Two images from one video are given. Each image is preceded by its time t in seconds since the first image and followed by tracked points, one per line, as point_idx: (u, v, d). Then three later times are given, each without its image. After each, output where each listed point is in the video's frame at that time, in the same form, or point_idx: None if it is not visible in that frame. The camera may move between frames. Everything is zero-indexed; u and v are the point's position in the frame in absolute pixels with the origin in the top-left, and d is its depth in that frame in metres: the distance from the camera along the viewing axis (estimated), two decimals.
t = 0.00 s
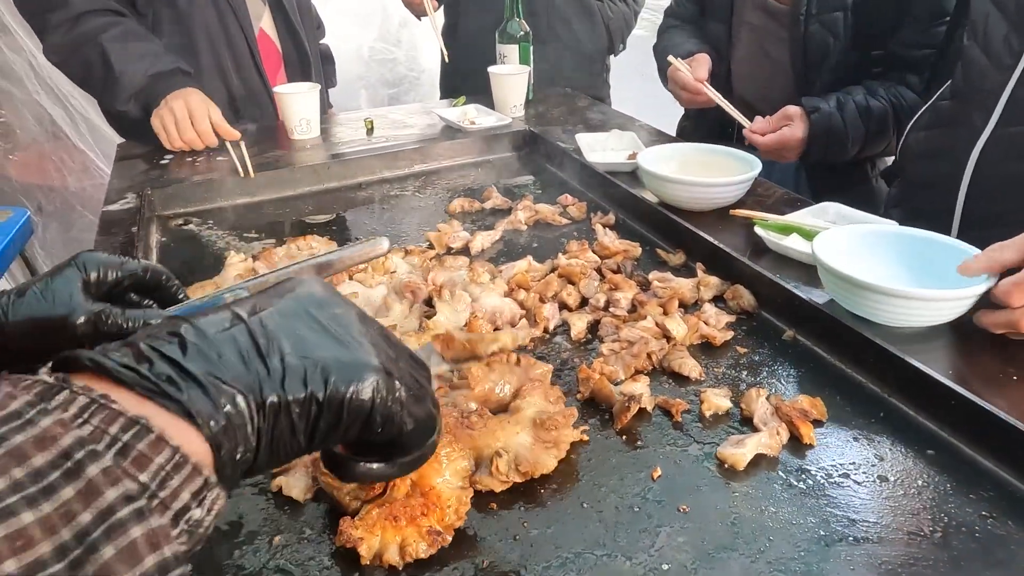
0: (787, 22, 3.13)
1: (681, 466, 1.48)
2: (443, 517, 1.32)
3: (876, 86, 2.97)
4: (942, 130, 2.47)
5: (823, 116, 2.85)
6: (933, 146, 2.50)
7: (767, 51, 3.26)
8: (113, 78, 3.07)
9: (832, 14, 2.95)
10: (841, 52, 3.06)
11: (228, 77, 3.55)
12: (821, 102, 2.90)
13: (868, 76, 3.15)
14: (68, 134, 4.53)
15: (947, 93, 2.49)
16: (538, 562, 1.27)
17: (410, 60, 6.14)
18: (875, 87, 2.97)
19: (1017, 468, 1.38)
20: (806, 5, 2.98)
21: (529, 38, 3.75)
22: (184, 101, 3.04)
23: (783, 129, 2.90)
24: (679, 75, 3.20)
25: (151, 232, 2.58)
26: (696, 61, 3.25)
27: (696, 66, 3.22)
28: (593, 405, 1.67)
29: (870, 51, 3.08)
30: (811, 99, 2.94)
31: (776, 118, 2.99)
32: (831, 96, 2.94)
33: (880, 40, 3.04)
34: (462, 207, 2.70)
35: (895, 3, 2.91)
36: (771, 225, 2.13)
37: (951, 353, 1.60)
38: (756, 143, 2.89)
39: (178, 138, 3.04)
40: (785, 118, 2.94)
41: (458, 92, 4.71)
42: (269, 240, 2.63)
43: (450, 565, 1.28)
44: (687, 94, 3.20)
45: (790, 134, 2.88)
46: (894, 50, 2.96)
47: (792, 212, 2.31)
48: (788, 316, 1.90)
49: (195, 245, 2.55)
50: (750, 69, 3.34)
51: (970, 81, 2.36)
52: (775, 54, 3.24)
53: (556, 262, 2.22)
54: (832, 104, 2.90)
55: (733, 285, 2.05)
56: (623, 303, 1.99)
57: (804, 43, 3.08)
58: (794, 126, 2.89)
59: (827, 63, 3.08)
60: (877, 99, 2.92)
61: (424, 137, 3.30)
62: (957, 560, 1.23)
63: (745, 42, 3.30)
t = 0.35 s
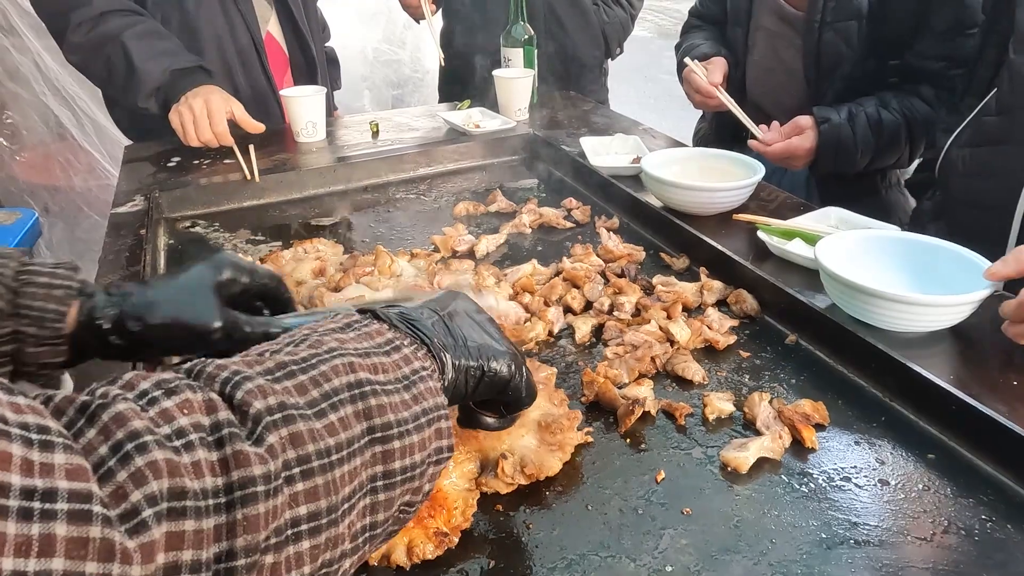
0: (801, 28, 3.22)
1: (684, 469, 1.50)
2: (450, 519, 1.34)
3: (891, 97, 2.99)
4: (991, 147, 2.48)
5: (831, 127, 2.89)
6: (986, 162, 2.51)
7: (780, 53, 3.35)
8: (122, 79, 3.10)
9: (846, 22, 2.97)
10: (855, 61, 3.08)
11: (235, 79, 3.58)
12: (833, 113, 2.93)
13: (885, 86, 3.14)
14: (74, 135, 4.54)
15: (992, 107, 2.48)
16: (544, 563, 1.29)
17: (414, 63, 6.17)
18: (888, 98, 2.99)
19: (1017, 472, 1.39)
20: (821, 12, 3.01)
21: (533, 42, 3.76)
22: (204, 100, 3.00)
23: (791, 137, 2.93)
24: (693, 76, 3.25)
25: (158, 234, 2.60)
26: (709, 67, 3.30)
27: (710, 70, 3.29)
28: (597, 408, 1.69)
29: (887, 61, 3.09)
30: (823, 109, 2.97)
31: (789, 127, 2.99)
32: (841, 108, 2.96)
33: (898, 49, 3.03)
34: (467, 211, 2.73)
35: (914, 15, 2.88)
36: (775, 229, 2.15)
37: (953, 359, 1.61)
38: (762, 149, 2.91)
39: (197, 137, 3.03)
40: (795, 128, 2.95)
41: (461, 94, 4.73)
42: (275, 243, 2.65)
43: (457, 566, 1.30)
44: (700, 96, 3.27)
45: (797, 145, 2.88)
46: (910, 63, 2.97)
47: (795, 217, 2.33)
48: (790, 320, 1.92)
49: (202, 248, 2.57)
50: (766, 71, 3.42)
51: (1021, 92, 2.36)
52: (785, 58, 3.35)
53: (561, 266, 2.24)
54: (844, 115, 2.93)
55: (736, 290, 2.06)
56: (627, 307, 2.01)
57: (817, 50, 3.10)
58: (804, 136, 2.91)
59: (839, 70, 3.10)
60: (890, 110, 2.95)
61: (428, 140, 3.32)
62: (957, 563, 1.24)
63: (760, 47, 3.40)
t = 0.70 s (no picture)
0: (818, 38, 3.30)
1: (700, 477, 1.51)
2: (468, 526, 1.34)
3: (908, 109, 3.01)
4: None
5: (843, 138, 2.95)
6: None
7: (797, 61, 3.42)
8: (139, 83, 3.12)
9: (863, 32, 3.05)
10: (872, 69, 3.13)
11: (247, 85, 3.60)
12: (847, 124, 2.99)
13: (903, 96, 3.17)
14: (83, 139, 4.59)
15: None
16: (562, 572, 1.29)
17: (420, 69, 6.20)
18: (906, 109, 3.02)
19: None
20: (838, 23, 3.10)
21: (542, 48, 3.78)
22: (223, 112, 3.06)
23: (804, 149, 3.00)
24: (710, 89, 3.36)
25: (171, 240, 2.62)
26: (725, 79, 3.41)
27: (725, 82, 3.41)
28: (612, 415, 1.70)
29: (907, 71, 3.12)
30: (837, 120, 3.02)
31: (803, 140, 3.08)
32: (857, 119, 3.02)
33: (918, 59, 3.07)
34: (478, 217, 2.74)
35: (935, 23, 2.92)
36: (786, 236, 2.15)
37: (971, 368, 1.62)
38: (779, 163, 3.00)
39: (212, 149, 3.08)
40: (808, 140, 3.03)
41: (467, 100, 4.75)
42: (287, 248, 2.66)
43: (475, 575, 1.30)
44: (716, 108, 3.37)
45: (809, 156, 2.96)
46: (930, 74, 2.99)
47: (806, 224, 2.34)
48: (803, 328, 1.92)
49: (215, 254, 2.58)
50: (782, 79, 3.50)
51: None
52: (802, 67, 3.41)
53: (572, 273, 2.25)
54: (857, 126, 2.98)
55: (748, 297, 2.07)
56: (640, 314, 2.02)
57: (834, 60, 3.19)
58: (816, 147, 2.97)
59: (856, 81, 3.18)
60: (907, 121, 2.98)
61: (439, 145, 3.34)
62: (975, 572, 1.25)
63: (778, 56, 3.48)
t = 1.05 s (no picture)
0: (828, 48, 3.34)
1: (708, 483, 1.53)
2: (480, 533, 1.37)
3: (917, 118, 3.05)
4: None
5: (857, 148, 2.97)
6: None
7: (807, 72, 3.46)
8: (151, 89, 3.15)
9: (872, 43, 3.10)
10: (882, 79, 3.18)
11: (257, 92, 3.64)
12: (859, 134, 3.01)
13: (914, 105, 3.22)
14: (91, 145, 4.59)
15: None
16: None
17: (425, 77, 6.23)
18: (915, 118, 3.06)
19: None
20: (848, 33, 3.16)
21: (549, 57, 3.81)
22: (240, 116, 3.11)
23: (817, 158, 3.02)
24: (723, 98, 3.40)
25: (182, 247, 2.65)
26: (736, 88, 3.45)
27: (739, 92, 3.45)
28: (619, 422, 1.72)
29: (916, 81, 3.18)
30: (848, 131, 3.06)
31: (816, 150, 3.10)
32: (868, 129, 3.05)
33: (927, 69, 3.12)
34: (485, 224, 2.77)
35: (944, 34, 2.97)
36: (791, 245, 2.16)
37: (977, 375, 1.64)
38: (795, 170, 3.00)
39: (223, 153, 3.07)
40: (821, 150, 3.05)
41: (471, 108, 4.79)
42: (297, 255, 2.69)
43: None
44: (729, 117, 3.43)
45: (824, 163, 2.98)
46: (939, 83, 3.03)
47: (811, 232, 2.36)
48: (808, 336, 1.94)
49: (225, 261, 2.61)
50: (793, 89, 3.53)
51: None
52: (812, 76, 3.45)
53: (580, 281, 2.27)
54: (870, 136, 3.00)
55: (754, 305, 2.09)
56: (647, 321, 2.04)
57: (844, 71, 3.24)
58: (829, 156, 3.00)
59: (864, 91, 3.23)
60: (918, 129, 3.01)
61: (447, 154, 3.36)
62: None
63: (788, 65, 3.52)
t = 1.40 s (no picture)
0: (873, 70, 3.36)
1: (754, 503, 1.58)
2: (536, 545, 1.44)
3: (965, 142, 3.06)
4: None
5: (910, 173, 3.01)
6: None
7: (851, 93, 3.49)
8: (213, 108, 3.29)
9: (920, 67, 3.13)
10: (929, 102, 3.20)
11: (310, 109, 3.77)
12: (911, 159, 3.05)
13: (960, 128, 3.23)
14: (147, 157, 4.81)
15: None
16: None
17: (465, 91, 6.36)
18: (961, 142, 3.07)
19: None
20: (894, 57, 3.21)
21: (593, 76, 3.89)
22: (292, 122, 3.21)
23: (869, 181, 3.06)
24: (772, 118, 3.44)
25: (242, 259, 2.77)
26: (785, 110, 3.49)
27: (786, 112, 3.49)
28: (666, 440, 1.78)
29: (962, 103, 3.18)
30: (897, 156, 3.09)
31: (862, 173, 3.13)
32: (918, 153, 3.08)
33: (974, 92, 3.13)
34: (531, 242, 2.85)
35: (991, 59, 2.98)
36: (835, 270, 2.20)
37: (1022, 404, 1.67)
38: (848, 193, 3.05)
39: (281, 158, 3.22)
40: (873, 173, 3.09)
41: (513, 124, 4.89)
42: (350, 270, 2.80)
43: None
44: (775, 137, 3.46)
45: (878, 188, 3.02)
46: (986, 107, 3.04)
47: (856, 257, 2.40)
48: (852, 360, 1.98)
49: (283, 274, 2.73)
50: (837, 110, 3.56)
51: None
52: (857, 97, 3.48)
53: (626, 300, 2.34)
54: (921, 161, 3.04)
55: (798, 328, 2.14)
56: (693, 342, 2.10)
57: (891, 93, 3.26)
58: (882, 180, 3.04)
59: (910, 113, 3.25)
60: (968, 153, 3.02)
61: (495, 172, 3.44)
62: None
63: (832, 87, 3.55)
